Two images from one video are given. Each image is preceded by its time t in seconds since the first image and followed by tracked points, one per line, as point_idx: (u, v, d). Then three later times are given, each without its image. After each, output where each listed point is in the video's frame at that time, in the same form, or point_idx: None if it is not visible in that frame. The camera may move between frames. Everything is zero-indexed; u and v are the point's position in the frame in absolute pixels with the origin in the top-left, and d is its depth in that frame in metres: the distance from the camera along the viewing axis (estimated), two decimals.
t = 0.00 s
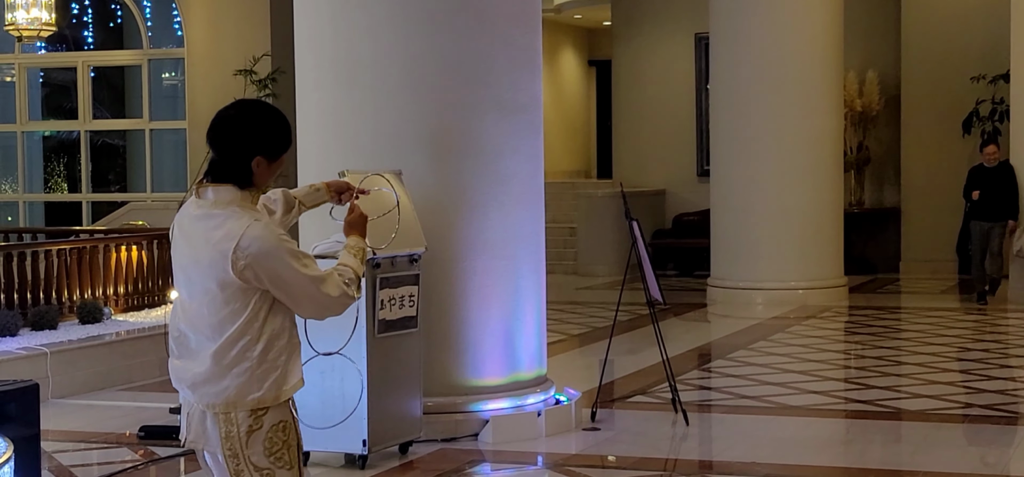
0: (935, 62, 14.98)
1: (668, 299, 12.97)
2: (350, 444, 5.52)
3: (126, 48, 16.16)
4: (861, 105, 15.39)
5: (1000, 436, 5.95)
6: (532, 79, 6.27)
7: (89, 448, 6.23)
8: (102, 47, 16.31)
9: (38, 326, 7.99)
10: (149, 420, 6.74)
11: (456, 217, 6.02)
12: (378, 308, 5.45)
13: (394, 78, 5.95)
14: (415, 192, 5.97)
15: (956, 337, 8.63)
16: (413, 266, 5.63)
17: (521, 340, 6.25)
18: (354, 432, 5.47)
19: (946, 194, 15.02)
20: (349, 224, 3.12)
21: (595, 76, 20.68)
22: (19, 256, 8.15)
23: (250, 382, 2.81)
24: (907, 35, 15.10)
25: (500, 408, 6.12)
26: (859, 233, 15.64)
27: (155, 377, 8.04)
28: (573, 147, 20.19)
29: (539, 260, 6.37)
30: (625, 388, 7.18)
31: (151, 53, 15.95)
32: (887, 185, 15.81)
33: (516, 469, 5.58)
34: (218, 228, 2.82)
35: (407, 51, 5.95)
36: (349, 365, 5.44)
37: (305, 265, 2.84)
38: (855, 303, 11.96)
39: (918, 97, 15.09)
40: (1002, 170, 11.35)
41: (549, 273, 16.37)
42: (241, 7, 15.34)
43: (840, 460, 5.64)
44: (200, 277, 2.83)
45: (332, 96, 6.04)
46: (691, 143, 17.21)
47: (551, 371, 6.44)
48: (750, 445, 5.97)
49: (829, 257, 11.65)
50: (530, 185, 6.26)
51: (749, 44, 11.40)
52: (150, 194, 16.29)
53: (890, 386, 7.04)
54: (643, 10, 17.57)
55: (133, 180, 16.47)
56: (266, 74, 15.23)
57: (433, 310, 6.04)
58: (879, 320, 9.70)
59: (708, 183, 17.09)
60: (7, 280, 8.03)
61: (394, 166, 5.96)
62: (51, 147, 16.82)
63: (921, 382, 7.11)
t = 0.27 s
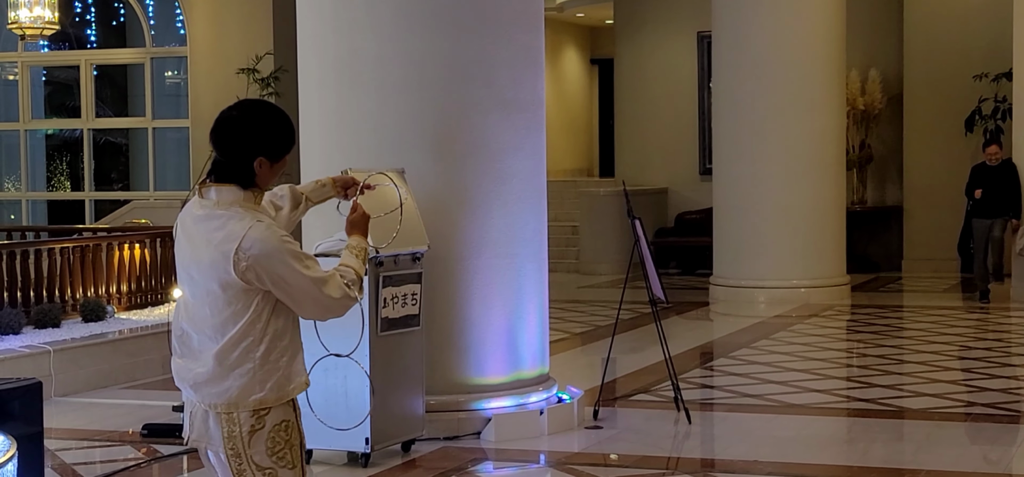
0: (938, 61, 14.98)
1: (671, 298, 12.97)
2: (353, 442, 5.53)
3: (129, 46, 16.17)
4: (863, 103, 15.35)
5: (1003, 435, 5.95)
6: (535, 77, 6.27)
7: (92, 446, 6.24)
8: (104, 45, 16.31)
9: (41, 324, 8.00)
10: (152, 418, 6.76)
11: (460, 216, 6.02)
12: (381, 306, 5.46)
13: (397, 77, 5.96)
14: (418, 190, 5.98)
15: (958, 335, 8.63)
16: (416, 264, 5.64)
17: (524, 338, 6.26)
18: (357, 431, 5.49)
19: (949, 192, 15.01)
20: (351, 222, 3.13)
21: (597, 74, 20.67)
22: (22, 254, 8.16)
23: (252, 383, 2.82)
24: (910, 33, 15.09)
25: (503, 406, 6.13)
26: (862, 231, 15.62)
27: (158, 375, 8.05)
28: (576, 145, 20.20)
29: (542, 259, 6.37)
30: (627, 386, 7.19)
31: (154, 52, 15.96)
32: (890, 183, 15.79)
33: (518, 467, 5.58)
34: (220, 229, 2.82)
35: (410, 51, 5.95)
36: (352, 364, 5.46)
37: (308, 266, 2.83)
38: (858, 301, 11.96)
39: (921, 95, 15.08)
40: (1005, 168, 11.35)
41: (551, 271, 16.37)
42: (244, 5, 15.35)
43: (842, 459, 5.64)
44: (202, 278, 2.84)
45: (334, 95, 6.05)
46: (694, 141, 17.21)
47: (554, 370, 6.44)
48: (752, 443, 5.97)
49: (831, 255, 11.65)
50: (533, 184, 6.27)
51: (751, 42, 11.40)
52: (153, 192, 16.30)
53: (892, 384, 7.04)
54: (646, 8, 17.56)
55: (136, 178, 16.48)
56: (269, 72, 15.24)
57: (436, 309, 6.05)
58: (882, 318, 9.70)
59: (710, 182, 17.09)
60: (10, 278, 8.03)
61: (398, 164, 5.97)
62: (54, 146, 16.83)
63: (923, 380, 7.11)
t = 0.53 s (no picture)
0: (940, 58, 14.97)
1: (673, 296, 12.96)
2: (355, 440, 5.54)
3: (131, 44, 16.17)
4: (866, 101, 15.47)
5: (1005, 433, 5.94)
6: (537, 75, 6.27)
7: (94, 444, 6.24)
8: (107, 43, 16.31)
9: (44, 322, 8.01)
10: (155, 416, 6.76)
11: (462, 214, 6.02)
12: (383, 304, 5.47)
13: (399, 75, 5.96)
14: (420, 188, 5.98)
15: (961, 333, 8.62)
16: (419, 262, 5.65)
17: (526, 336, 6.26)
18: (360, 428, 5.49)
19: (952, 190, 14.99)
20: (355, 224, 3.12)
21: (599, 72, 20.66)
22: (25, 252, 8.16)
23: (257, 381, 2.82)
24: (912, 31, 15.08)
25: (505, 404, 6.14)
26: (864, 229, 15.61)
27: (160, 373, 8.06)
28: (578, 143, 20.20)
29: (544, 257, 6.37)
30: (629, 384, 7.19)
31: (157, 50, 15.98)
32: (892, 181, 15.77)
33: (521, 465, 5.59)
34: (228, 227, 2.82)
35: (412, 49, 5.96)
36: (355, 361, 5.46)
37: (314, 265, 2.84)
38: (861, 299, 11.95)
39: (924, 93, 15.07)
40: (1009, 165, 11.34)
41: (554, 269, 16.37)
42: (247, 3, 15.37)
43: (845, 457, 5.64)
44: (209, 276, 2.84)
45: (337, 93, 6.05)
46: (696, 139, 17.21)
47: (557, 367, 6.45)
48: (755, 441, 5.97)
49: (834, 253, 11.64)
50: (535, 182, 6.26)
51: (753, 40, 11.39)
52: (155, 191, 16.31)
53: (895, 383, 7.04)
54: (648, 6, 17.56)
55: (138, 176, 16.49)
56: (271, 70, 15.25)
57: (438, 306, 6.05)
58: (885, 316, 9.69)
59: (712, 180, 17.09)
60: (13, 276, 8.04)
61: (399, 162, 5.97)
62: (57, 144, 16.84)
63: (926, 379, 7.11)
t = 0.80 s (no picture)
0: (943, 56, 14.96)
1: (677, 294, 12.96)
2: (358, 439, 5.54)
3: (134, 43, 16.17)
4: (868, 98, 15.33)
5: (1009, 431, 5.94)
6: (541, 73, 6.26)
7: (97, 442, 6.25)
8: (109, 42, 16.32)
9: (47, 321, 8.01)
10: (158, 414, 6.76)
11: (465, 212, 6.02)
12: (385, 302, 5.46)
13: (402, 74, 5.96)
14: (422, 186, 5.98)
15: (964, 331, 8.62)
16: (421, 261, 5.64)
17: (528, 335, 6.26)
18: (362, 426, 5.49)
19: (955, 188, 14.98)
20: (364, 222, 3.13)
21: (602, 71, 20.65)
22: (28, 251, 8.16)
23: (264, 377, 2.82)
24: (915, 29, 15.07)
25: (508, 402, 6.14)
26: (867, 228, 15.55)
27: (163, 372, 8.06)
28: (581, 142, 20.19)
29: (547, 255, 6.37)
30: (632, 382, 7.18)
31: (159, 49, 15.98)
32: (895, 179, 15.77)
33: (523, 463, 5.59)
34: (239, 223, 2.83)
35: (416, 47, 5.96)
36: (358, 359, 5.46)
37: (324, 262, 2.84)
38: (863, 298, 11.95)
39: (926, 91, 15.06)
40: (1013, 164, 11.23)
41: (556, 268, 16.36)
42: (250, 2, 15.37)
43: (847, 455, 5.64)
44: (219, 271, 2.85)
45: (340, 91, 6.05)
46: (699, 138, 17.21)
47: (559, 366, 6.45)
48: (758, 439, 5.97)
49: (837, 251, 11.63)
50: (538, 180, 6.26)
51: (756, 38, 11.39)
52: (158, 190, 16.31)
53: (898, 381, 7.04)
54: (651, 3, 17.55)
55: (141, 175, 16.49)
56: (274, 68, 15.26)
57: (441, 304, 6.04)
58: (888, 315, 9.69)
59: (716, 178, 17.09)
60: (16, 274, 8.04)
61: (401, 161, 5.97)
62: (60, 143, 16.84)
63: (929, 377, 7.11)
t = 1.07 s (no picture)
0: (947, 54, 14.95)
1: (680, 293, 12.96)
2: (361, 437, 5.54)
3: (138, 42, 16.18)
4: (872, 97, 15.38)
5: (1012, 429, 5.93)
6: (545, 72, 6.26)
7: (101, 441, 6.25)
8: (113, 40, 16.34)
9: (51, 319, 8.02)
10: (162, 412, 6.77)
11: (468, 210, 6.03)
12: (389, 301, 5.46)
13: (405, 72, 5.97)
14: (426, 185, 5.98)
15: (968, 330, 8.62)
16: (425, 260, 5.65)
17: (531, 333, 6.25)
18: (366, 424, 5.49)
19: (958, 186, 14.97)
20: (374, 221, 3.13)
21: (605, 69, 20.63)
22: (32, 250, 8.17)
23: (272, 373, 2.82)
24: (918, 27, 15.06)
25: (511, 400, 6.14)
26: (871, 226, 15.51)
27: (167, 371, 8.06)
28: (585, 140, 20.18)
29: (551, 253, 6.37)
30: (636, 381, 7.19)
31: (163, 47, 15.97)
32: (899, 177, 15.77)
33: (527, 462, 5.59)
34: (251, 218, 2.84)
35: (419, 46, 5.96)
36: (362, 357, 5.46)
37: (334, 259, 2.85)
38: (866, 296, 11.94)
39: (929, 89, 15.04)
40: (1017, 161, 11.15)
41: (560, 266, 16.35)
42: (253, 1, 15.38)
43: (851, 454, 5.64)
44: (230, 266, 2.85)
45: (344, 90, 6.06)
46: (702, 136, 17.21)
47: (563, 364, 6.45)
48: (761, 438, 5.97)
49: (840, 250, 11.62)
50: (542, 179, 6.26)
51: (759, 36, 11.38)
52: (161, 188, 16.31)
53: (901, 379, 7.04)
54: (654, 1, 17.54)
55: (145, 174, 16.50)
56: (277, 67, 15.26)
57: (444, 303, 6.04)
58: (891, 313, 9.69)
59: (719, 177, 17.09)
60: (20, 272, 8.05)
61: (405, 160, 5.98)
62: (63, 141, 16.85)
63: (932, 375, 7.10)
